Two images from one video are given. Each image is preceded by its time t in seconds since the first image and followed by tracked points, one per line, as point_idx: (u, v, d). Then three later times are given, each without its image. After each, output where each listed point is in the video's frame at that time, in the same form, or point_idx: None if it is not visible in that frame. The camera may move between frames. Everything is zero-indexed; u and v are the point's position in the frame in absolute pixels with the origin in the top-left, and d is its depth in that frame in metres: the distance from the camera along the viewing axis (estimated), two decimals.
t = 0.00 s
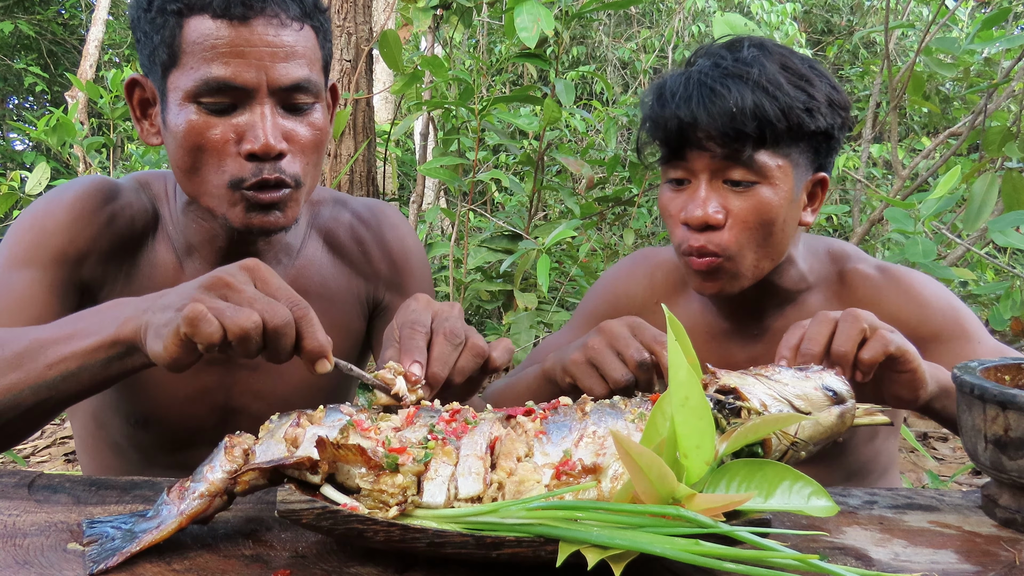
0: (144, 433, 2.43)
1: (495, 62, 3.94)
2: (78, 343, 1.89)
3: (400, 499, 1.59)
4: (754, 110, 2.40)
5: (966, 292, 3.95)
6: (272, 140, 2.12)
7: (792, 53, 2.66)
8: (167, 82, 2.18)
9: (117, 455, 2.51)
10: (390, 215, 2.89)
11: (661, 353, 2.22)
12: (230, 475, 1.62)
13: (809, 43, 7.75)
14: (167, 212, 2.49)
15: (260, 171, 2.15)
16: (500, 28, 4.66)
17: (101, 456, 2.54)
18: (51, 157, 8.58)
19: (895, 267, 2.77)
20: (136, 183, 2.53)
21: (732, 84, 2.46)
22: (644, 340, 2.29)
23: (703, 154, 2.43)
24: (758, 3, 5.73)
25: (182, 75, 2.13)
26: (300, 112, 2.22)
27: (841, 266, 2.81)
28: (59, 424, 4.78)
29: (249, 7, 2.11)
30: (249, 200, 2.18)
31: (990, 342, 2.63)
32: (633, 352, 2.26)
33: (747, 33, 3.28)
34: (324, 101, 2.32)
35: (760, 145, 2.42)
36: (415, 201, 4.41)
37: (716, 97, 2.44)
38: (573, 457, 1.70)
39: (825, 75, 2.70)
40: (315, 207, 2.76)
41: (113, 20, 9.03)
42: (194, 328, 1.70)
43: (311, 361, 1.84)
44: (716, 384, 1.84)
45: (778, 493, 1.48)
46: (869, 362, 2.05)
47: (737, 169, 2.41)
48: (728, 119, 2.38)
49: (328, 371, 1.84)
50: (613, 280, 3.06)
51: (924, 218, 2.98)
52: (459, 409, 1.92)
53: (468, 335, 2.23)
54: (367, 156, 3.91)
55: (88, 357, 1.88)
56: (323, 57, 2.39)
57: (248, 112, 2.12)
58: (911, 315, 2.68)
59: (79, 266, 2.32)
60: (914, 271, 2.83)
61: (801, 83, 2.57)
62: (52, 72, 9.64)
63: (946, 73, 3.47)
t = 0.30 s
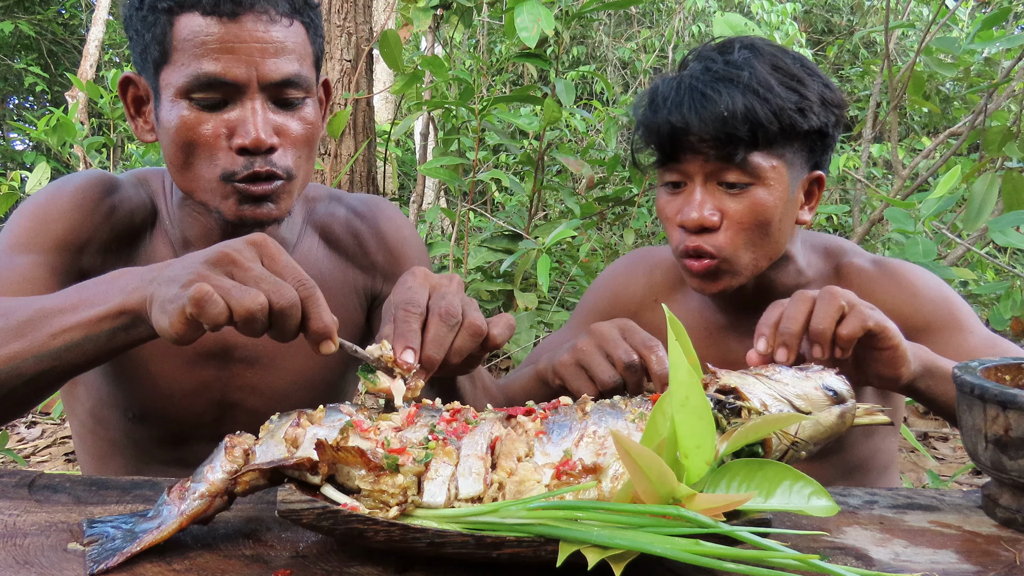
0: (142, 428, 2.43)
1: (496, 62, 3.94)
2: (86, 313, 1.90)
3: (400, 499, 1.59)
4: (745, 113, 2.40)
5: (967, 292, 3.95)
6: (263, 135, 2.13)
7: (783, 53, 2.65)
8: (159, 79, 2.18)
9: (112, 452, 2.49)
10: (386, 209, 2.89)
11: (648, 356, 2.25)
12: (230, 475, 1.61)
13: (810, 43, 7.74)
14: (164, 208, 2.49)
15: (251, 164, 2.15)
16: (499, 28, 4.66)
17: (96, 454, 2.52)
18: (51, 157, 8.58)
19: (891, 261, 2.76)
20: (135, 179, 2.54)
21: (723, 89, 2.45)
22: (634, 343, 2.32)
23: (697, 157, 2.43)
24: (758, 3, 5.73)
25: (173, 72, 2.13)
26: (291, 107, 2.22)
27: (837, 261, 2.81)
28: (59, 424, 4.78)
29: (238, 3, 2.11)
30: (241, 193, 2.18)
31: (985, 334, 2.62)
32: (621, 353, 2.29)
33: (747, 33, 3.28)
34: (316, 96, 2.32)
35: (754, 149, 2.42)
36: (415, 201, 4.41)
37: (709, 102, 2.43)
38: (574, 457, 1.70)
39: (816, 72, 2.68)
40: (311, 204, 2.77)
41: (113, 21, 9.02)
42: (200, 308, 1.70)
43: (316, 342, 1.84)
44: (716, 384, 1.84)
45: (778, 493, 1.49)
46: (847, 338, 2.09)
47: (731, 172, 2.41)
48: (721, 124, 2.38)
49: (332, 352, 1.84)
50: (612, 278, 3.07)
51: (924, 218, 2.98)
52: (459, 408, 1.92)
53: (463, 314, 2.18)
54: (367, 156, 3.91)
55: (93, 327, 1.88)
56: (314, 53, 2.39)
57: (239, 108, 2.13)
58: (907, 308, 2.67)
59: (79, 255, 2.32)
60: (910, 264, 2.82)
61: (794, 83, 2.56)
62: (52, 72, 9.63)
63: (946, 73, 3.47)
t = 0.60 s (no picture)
0: (138, 424, 2.42)
1: (496, 62, 3.94)
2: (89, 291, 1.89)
3: (400, 500, 1.59)
4: (752, 115, 2.41)
5: (967, 292, 3.96)
6: (257, 127, 2.13)
7: (784, 57, 2.66)
8: (153, 74, 2.18)
9: (108, 450, 2.49)
10: (380, 205, 2.89)
11: (617, 354, 2.22)
12: (230, 476, 1.62)
13: (810, 43, 7.75)
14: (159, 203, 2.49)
15: (245, 156, 2.15)
16: (499, 28, 4.66)
17: (93, 453, 2.51)
18: (51, 157, 8.59)
19: (892, 259, 2.77)
20: (130, 176, 2.53)
21: (729, 91, 2.46)
22: (609, 338, 2.30)
23: (702, 160, 2.42)
24: (758, 3, 5.73)
25: (167, 66, 2.13)
26: (284, 101, 2.23)
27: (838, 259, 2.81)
28: (60, 424, 4.78)
29: None
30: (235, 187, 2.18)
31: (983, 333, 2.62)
32: (592, 347, 2.29)
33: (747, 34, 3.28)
34: (309, 91, 2.32)
35: (760, 150, 2.42)
36: (415, 201, 4.41)
37: (715, 105, 2.43)
38: (574, 457, 1.70)
39: (816, 75, 2.69)
40: (305, 201, 2.78)
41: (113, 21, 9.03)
42: (201, 288, 1.70)
43: (320, 328, 1.83)
44: (716, 384, 1.85)
45: (778, 493, 1.48)
46: (829, 323, 2.06)
47: (737, 174, 2.41)
48: (727, 126, 2.38)
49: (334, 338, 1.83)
50: (613, 276, 3.07)
51: (924, 218, 2.98)
52: (460, 408, 1.92)
53: (468, 303, 2.15)
54: (367, 156, 3.91)
55: (96, 305, 1.88)
56: (306, 47, 2.39)
57: (232, 101, 2.13)
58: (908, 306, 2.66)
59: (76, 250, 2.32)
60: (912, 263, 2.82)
61: (796, 86, 2.57)
62: (52, 72, 9.63)
63: (946, 74, 3.47)
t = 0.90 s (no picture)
0: (138, 427, 2.42)
1: (496, 62, 3.94)
2: (73, 334, 1.93)
3: (400, 500, 1.58)
4: (745, 126, 2.40)
5: (967, 292, 3.96)
6: (254, 128, 2.13)
7: (779, 61, 2.63)
8: (150, 75, 2.18)
9: (107, 452, 2.51)
10: (376, 206, 2.88)
11: (574, 369, 2.32)
12: (230, 476, 1.61)
13: (810, 43, 7.75)
14: (155, 207, 2.49)
15: (242, 159, 2.15)
16: (499, 28, 4.66)
17: (91, 455, 2.54)
18: (51, 157, 8.59)
19: (887, 264, 2.75)
20: (125, 179, 2.53)
21: (722, 101, 2.45)
22: (569, 355, 2.39)
23: (695, 171, 2.42)
24: (758, 3, 5.73)
25: (164, 67, 2.13)
26: (280, 101, 2.23)
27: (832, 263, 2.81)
28: (60, 424, 4.78)
29: None
30: (233, 191, 2.18)
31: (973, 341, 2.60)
32: (548, 359, 2.37)
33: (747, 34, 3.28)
34: (305, 91, 2.33)
35: (753, 160, 2.42)
36: (415, 201, 4.41)
37: (707, 115, 2.43)
38: (574, 457, 1.71)
39: (812, 79, 2.66)
40: (302, 201, 2.76)
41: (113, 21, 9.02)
42: (166, 282, 1.70)
43: (290, 334, 1.80)
44: (716, 384, 1.85)
45: (779, 493, 1.48)
46: (818, 347, 2.05)
47: (730, 184, 2.41)
48: (720, 137, 2.38)
49: (307, 346, 1.79)
50: (612, 277, 3.07)
51: (924, 218, 2.98)
52: (459, 409, 1.92)
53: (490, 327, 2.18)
54: (367, 156, 3.91)
55: (82, 347, 1.91)
56: (303, 47, 2.39)
57: (229, 102, 2.13)
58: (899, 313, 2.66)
59: (72, 260, 2.32)
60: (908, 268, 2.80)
61: (791, 93, 2.55)
62: (52, 73, 9.63)
63: (946, 74, 3.47)
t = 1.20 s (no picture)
0: (139, 429, 2.42)
1: (496, 62, 3.94)
2: (85, 371, 1.99)
3: (400, 500, 1.59)
4: (769, 93, 2.43)
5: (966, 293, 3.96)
6: (260, 131, 2.13)
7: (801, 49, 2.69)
8: (156, 77, 2.18)
9: (110, 452, 2.53)
10: (378, 205, 2.88)
11: (586, 356, 2.28)
12: (230, 477, 1.62)
13: (809, 43, 7.76)
14: (154, 207, 2.49)
15: (249, 163, 2.16)
16: (500, 28, 4.66)
17: (96, 455, 2.57)
18: (51, 157, 8.59)
19: (895, 265, 2.76)
20: (124, 181, 2.54)
21: (746, 70, 2.48)
22: (581, 342, 2.36)
23: (716, 135, 2.43)
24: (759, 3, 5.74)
25: (171, 69, 2.13)
26: (286, 103, 2.23)
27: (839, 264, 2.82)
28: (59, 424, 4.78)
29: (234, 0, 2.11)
30: (240, 195, 2.19)
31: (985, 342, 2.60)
32: (560, 346, 2.34)
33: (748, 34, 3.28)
34: (310, 93, 2.33)
35: (775, 129, 2.44)
36: (415, 201, 4.41)
37: (731, 82, 2.46)
38: (574, 457, 1.71)
39: (832, 68, 2.72)
40: (304, 200, 2.76)
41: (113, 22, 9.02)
42: (187, 310, 1.72)
43: (304, 362, 1.81)
44: (717, 385, 1.85)
45: (779, 494, 1.49)
46: (843, 345, 2.04)
47: (750, 151, 2.42)
48: (744, 100, 2.40)
49: (321, 374, 1.80)
50: (609, 276, 3.06)
51: (924, 218, 2.98)
52: (461, 408, 1.92)
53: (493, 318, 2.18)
54: (367, 156, 3.91)
55: (92, 384, 1.97)
56: (308, 50, 2.39)
57: (236, 104, 2.13)
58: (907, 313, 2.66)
59: (71, 268, 2.33)
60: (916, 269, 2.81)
61: (812, 74, 2.60)
62: (52, 73, 9.62)
63: (946, 74, 3.47)
